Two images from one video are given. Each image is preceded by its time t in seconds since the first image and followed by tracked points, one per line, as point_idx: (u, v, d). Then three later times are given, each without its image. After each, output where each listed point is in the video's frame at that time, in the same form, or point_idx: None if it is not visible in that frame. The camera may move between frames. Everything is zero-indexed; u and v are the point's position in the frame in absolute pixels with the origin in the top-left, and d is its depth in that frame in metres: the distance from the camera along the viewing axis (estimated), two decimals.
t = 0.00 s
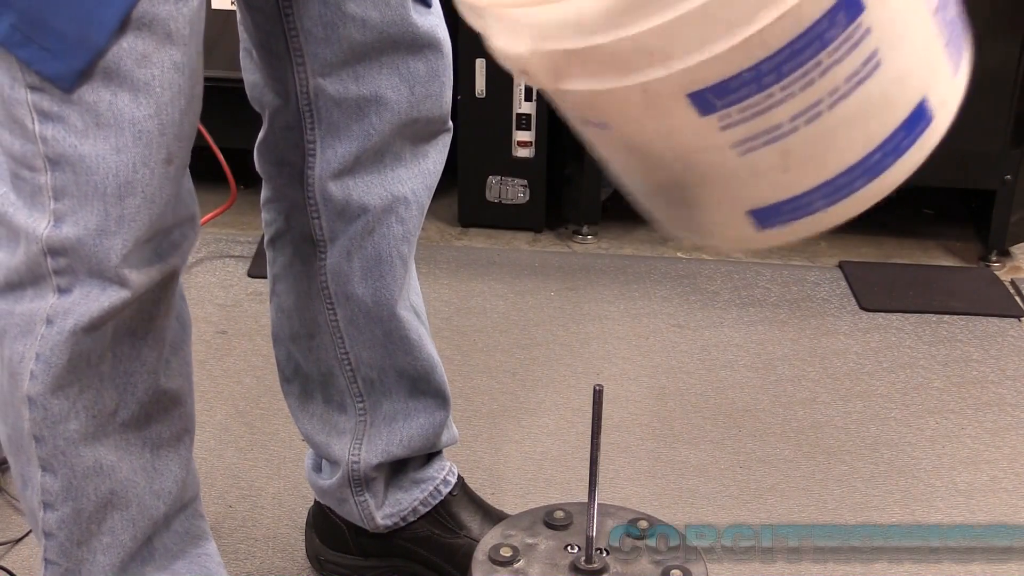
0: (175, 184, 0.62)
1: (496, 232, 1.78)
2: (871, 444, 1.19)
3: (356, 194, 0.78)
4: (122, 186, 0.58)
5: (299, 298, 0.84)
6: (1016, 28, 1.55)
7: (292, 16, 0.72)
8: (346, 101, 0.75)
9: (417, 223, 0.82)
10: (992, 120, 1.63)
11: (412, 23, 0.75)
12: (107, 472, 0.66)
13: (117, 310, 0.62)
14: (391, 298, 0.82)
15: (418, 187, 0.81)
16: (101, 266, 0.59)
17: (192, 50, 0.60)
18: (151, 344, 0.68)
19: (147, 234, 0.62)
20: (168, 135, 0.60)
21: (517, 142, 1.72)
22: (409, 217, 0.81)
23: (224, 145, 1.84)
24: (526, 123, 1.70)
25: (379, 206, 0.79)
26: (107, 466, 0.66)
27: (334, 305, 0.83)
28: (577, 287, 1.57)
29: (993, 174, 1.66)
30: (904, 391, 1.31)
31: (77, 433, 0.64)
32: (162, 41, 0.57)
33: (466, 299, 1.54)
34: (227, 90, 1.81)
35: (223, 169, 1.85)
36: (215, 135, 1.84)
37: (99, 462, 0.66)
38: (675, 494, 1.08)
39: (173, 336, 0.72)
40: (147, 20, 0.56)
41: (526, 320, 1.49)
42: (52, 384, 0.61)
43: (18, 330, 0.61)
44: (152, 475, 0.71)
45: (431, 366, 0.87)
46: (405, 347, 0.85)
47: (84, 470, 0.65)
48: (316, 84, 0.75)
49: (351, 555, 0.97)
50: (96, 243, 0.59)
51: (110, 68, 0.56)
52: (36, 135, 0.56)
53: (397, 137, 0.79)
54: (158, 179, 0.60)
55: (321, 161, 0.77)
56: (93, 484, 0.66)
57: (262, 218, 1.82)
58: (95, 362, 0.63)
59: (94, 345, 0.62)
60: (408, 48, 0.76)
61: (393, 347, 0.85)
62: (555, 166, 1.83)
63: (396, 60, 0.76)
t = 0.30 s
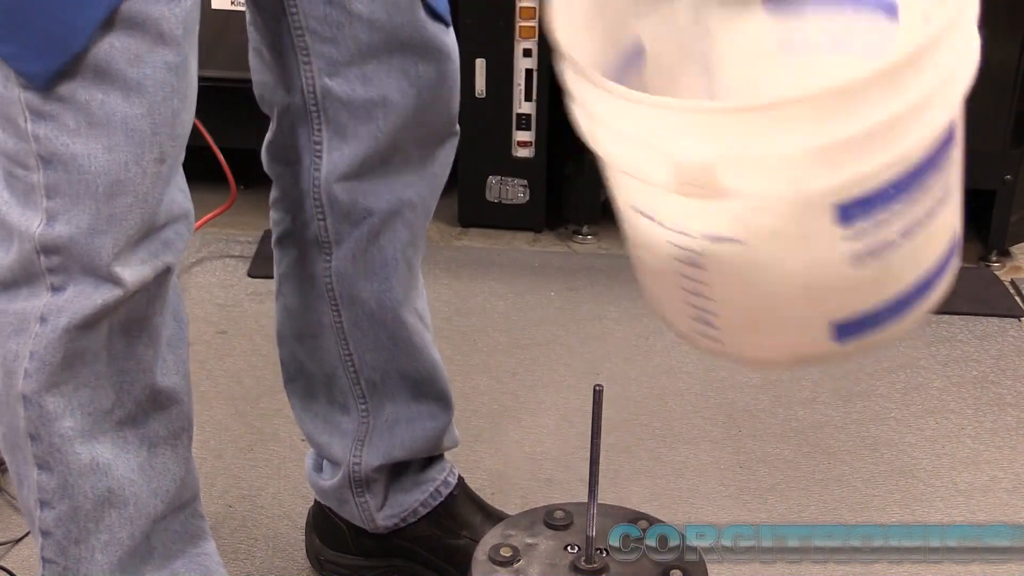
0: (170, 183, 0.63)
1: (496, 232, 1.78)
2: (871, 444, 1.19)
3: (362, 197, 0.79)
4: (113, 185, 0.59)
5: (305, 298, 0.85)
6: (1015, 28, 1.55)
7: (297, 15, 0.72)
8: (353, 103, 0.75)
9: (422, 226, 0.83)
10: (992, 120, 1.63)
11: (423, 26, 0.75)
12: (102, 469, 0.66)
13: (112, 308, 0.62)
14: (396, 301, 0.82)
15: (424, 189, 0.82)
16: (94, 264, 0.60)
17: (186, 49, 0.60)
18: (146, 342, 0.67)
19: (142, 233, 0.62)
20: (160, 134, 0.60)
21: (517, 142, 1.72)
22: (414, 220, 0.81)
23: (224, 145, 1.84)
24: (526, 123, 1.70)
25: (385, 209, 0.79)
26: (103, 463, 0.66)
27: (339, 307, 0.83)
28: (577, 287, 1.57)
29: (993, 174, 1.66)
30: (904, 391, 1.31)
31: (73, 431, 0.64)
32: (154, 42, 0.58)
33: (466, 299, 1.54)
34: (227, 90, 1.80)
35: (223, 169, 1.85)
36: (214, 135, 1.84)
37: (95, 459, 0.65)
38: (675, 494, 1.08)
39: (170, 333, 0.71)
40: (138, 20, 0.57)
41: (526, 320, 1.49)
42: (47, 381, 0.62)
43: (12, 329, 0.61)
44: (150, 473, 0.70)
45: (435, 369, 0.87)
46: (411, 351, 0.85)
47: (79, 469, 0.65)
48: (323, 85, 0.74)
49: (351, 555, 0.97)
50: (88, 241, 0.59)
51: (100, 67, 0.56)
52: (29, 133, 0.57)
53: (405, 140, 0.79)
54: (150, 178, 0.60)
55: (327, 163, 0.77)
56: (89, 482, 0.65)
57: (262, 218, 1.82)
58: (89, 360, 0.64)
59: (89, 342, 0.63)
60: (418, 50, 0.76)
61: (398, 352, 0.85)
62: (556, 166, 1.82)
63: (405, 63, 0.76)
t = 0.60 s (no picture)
0: (144, 179, 0.64)
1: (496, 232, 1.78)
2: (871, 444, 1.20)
3: (366, 203, 0.79)
4: (81, 180, 0.60)
5: (312, 300, 0.84)
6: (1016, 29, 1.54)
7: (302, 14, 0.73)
8: (356, 106, 0.76)
9: (430, 234, 0.83)
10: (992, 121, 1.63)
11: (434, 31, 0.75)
12: (94, 467, 0.67)
13: (89, 304, 0.63)
14: (400, 309, 0.83)
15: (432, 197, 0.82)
16: (65, 260, 0.61)
17: (152, 47, 0.62)
18: (132, 340, 0.68)
19: (115, 228, 0.63)
20: (128, 130, 0.61)
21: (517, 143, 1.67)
22: (422, 229, 0.81)
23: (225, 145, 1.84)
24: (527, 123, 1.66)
25: (390, 216, 0.79)
26: (95, 461, 0.67)
27: (344, 310, 0.83)
28: (577, 287, 1.57)
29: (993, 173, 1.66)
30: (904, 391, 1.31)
31: (61, 428, 0.65)
32: (117, 40, 0.60)
33: (466, 299, 1.54)
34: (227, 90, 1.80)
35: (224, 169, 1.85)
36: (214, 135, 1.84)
37: (86, 457, 0.66)
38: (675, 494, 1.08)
39: (165, 331, 0.71)
40: (101, 19, 0.59)
41: (526, 320, 1.49)
42: (29, 377, 0.62)
43: None
44: (145, 472, 0.71)
45: (439, 376, 0.87)
46: (414, 357, 0.85)
47: (70, 467, 0.65)
48: (328, 86, 0.75)
49: (351, 555, 0.97)
50: (59, 236, 0.60)
51: (65, 65, 0.58)
52: None
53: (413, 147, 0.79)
54: (119, 174, 0.61)
55: (331, 165, 0.78)
56: (81, 479, 0.66)
57: (263, 219, 1.82)
58: (74, 357, 0.64)
59: (69, 339, 0.63)
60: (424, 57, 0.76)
61: (403, 361, 0.86)
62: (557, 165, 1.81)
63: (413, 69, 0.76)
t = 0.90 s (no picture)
0: (127, 178, 0.65)
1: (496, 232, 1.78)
2: (871, 444, 1.20)
3: (351, 203, 0.78)
4: (63, 178, 0.61)
5: (304, 300, 0.84)
6: (1015, 28, 1.54)
7: (282, 15, 0.73)
8: (341, 106, 0.76)
9: (414, 234, 0.83)
10: (991, 121, 1.63)
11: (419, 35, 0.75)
12: (86, 462, 0.67)
13: (78, 299, 0.64)
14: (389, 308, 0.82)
15: (417, 198, 0.82)
16: (49, 256, 0.62)
17: (134, 46, 0.63)
18: (122, 335, 0.68)
19: (99, 226, 0.65)
20: (110, 128, 0.63)
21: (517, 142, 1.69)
22: (406, 227, 0.81)
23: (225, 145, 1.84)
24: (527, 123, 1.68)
25: (374, 216, 0.79)
26: (86, 456, 0.67)
27: (335, 310, 0.83)
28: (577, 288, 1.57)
29: (993, 175, 1.65)
30: (904, 391, 1.31)
31: (51, 422, 0.65)
32: (97, 39, 0.61)
33: (466, 299, 1.54)
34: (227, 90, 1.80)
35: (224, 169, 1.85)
36: (214, 136, 1.84)
37: (77, 452, 0.66)
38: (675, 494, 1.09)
39: (156, 328, 0.72)
40: (80, 19, 0.60)
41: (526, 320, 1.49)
42: (16, 372, 0.62)
43: None
44: (137, 468, 0.71)
45: (431, 378, 0.87)
46: (405, 357, 0.85)
47: (61, 461, 0.65)
48: (311, 86, 0.75)
49: (351, 555, 0.97)
50: (42, 233, 0.61)
51: (45, 64, 0.60)
52: None
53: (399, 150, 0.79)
54: (101, 171, 0.63)
55: (315, 166, 0.77)
56: (73, 474, 0.66)
57: (263, 219, 1.82)
58: (64, 351, 0.65)
59: (60, 334, 0.64)
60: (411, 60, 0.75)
61: (393, 360, 0.85)
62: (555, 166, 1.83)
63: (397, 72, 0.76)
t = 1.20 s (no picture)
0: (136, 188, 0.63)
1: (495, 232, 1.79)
2: (871, 444, 1.20)
3: (348, 203, 0.78)
4: (72, 189, 0.59)
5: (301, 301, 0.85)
6: (1016, 28, 1.55)
7: (280, 22, 0.74)
8: (337, 111, 0.76)
9: (411, 235, 0.82)
10: (991, 121, 1.63)
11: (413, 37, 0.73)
12: (89, 466, 0.67)
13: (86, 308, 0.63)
14: (385, 309, 0.81)
15: (413, 199, 0.80)
16: (58, 267, 0.61)
17: (145, 54, 0.61)
18: (128, 343, 0.68)
19: (107, 236, 0.63)
20: (120, 137, 0.61)
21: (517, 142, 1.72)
22: (404, 228, 0.80)
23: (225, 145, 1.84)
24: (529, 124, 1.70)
25: (371, 216, 0.78)
26: (89, 460, 0.67)
27: (332, 311, 0.83)
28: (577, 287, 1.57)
29: (993, 174, 1.66)
30: (904, 391, 1.31)
31: (54, 426, 0.64)
32: (108, 46, 0.59)
33: (466, 299, 1.54)
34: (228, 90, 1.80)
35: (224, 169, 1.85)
36: (214, 136, 1.84)
37: (81, 456, 0.66)
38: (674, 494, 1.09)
39: (161, 336, 0.72)
40: (91, 25, 0.58)
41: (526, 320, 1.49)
42: (21, 379, 0.61)
43: None
44: (140, 471, 0.71)
45: (428, 376, 0.86)
46: (401, 358, 0.83)
47: (65, 465, 0.65)
48: (309, 92, 0.75)
49: (351, 555, 0.97)
50: (51, 244, 0.60)
51: (56, 73, 0.58)
52: None
53: (396, 150, 0.78)
54: (110, 182, 0.61)
55: (313, 168, 0.78)
56: (77, 478, 0.66)
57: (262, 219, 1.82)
58: (68, 359, 0.64)
59: (63, 342, 0.63)
60: (407, 61, 0.74)
61: (388, 360, 0.84)
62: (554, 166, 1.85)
63: (393, 74, 0.75)
